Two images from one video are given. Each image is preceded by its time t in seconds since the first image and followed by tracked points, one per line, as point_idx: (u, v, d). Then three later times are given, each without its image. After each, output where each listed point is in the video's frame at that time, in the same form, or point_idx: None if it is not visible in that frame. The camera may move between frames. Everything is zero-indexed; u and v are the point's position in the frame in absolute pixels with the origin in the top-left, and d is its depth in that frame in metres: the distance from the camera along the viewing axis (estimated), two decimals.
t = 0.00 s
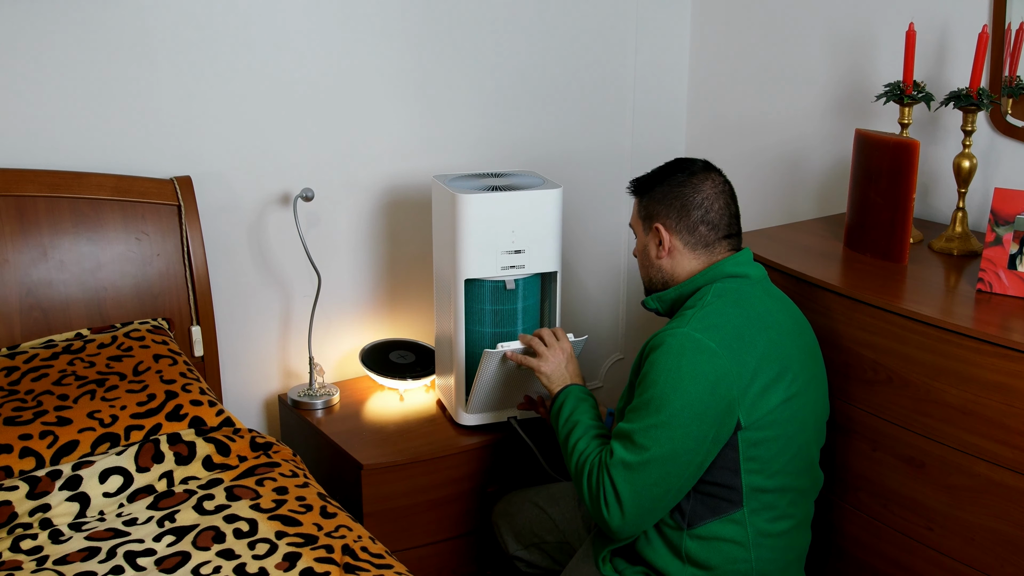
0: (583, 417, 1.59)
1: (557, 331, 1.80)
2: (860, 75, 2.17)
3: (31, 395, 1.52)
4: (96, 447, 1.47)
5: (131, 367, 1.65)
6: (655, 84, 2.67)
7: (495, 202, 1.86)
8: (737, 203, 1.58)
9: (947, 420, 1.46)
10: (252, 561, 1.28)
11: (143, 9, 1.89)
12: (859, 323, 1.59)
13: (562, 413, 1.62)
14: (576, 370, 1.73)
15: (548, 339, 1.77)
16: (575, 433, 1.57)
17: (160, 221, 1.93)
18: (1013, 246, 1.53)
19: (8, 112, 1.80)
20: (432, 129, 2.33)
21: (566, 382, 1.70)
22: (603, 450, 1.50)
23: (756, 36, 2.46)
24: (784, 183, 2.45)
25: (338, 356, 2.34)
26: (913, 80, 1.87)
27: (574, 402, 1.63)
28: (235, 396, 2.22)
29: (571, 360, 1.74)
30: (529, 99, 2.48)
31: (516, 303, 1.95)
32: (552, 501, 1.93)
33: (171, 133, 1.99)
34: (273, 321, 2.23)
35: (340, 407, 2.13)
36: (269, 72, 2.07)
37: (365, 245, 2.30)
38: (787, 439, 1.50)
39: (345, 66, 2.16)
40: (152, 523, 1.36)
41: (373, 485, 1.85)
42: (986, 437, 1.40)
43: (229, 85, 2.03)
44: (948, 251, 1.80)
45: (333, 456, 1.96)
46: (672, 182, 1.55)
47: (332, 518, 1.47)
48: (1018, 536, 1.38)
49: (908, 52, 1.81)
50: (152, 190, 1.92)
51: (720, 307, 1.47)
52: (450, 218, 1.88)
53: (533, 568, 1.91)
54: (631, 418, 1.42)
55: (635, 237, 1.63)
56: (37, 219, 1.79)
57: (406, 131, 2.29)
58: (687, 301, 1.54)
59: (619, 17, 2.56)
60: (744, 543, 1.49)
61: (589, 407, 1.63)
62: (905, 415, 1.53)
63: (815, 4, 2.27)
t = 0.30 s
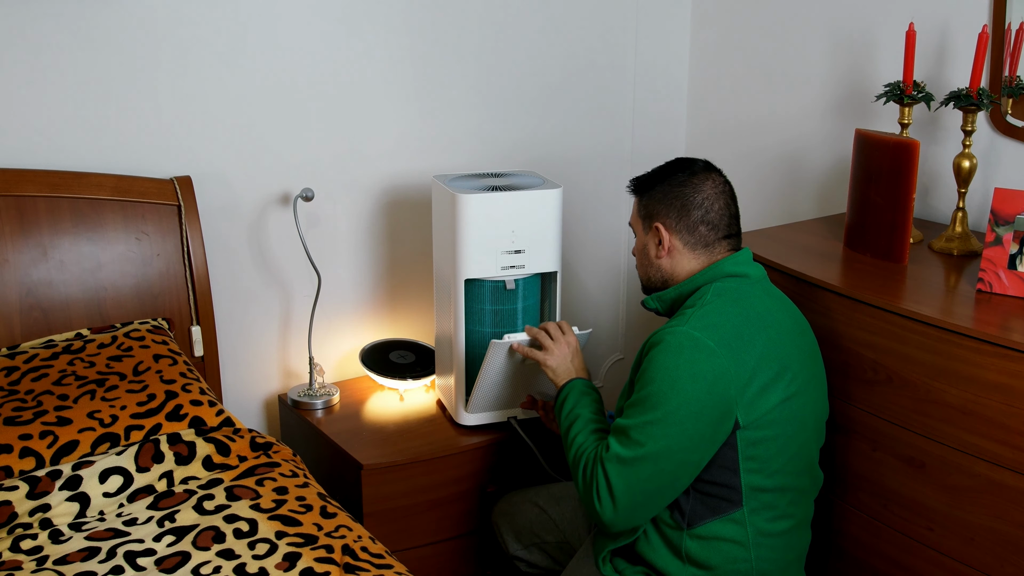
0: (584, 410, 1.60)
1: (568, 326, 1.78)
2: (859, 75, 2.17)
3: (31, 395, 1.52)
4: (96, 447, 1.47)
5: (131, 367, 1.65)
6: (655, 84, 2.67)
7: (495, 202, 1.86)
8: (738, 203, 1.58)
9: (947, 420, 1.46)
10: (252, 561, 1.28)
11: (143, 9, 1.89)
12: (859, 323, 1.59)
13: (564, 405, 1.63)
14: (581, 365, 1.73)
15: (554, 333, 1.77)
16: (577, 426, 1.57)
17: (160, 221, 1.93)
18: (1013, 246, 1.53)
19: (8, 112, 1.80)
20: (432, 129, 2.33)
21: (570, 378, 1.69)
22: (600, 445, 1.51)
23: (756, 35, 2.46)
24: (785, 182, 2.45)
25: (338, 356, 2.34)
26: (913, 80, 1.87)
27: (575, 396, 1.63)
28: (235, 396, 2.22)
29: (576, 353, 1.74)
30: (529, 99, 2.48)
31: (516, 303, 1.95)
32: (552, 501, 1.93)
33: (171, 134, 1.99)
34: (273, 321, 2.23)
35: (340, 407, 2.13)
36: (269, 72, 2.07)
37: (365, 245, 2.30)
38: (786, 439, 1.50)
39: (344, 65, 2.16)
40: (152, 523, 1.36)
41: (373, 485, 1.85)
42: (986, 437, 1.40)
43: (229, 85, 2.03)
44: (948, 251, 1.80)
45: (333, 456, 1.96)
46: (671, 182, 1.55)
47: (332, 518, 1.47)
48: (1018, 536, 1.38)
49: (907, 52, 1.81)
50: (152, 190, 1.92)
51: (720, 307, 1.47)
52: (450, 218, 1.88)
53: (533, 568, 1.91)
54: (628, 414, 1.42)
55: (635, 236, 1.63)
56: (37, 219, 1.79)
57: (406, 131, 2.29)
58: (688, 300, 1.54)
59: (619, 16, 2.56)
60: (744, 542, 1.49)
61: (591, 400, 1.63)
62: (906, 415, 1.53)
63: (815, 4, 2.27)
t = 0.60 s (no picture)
0: (568, 396, 1.62)
1: (554, 302, 1.83)
2: (859, 75, 2.17)
3: (31, 395, 1.52)
4: (96, 447, 1.47)
5: (131, 367, 1.65)
6: (655, 84, 2.67)
7: (495, 202, 1.86)
8: (743, 203, 1.58)
9: (947, 420, 1.46)
10: (252, 561, 1.28)
11: (142, 9, 1.89)
12: (859, 323, 1.59)
13: (547, 390, 1.66)
14: (566, 348, 1.76)
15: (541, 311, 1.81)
16: (559, 411, 1.60)
17: (160, 221, 1.93)
18: (1013, 246, 1.53)
19: (7, 112, 1.80)
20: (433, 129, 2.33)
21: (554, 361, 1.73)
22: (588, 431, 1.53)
23: (755, 35, 2.46)
24: (785, 183, 2.45)
25: (338, 356, 2.34)
26: (913, 80, 1.87)
27: (559, 381, 1.66)
28: (235, 396, 2.22)
29: (564, 339, 1.78)
30: (529, 100, 2.48)
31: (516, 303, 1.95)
32: (552, 502, 1.94)
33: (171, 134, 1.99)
34: (273, 321, 2.23)
35: (340, 407, 2.13)
36: (269, 72, 2.07)
37: (365, 245, 2.30)
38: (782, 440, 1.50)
39: (344, 66, 2.16)
40: (152, 523, 1.36)
41: (373, 485, 1.85)
42: (986, 437, 1.40)
43: (229, 85, 2.03)
44: (948, 251, 1.80)
45: (333, 456, 1.96)
46: (677, 183, 1.54)
47: (331, 518, 1.47)
48: (1018, 536, 1.38)
49: (907, 52, 1.81)
50: (153, 190, 1.92)
51: (721, 307, 1.46)
52: (450, 218, 1.88)
53: (534, 569, 1.91)
54: (619, 402, 1.44)
55: (638, 235, 1.62)
56: (37, 219, 1.79)
57: (406, 131, 2.29)
58: (689, 299, 1.54)
59: (618, 17, 2.56)
60: (744, 542, 1.48)
61: (574, 386, 1.66)
62: (906, 415, 1.53)
63: (815, 4, 2.27)
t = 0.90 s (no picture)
0: (554, 381, 1.67)
1: (534, 281, 1.90)
2: (859, 76, 2.17)
3: (31, 395, 1.52)
4: (96, 447, 1.47)
5: (131, 367, 1.65)
6: (655, 84, 2.67)
7: (495, 202, 1.86)
8: (752, 201, 1.58)
9: (947, 420, 1.46)
10: (252, 561, 1.28)
11: (142, 9, 1.89)
12: (859, 322, 1.59)
13: (533, 377, 1.71)
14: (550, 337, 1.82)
15: (525, 291, 1.88)
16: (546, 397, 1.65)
17: (160, 220, 1.93)
18: (1013, 246, 1.53)
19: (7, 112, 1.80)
20: (433, 129, 2.33)
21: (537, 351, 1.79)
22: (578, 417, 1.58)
23: (755, 36, 2.46)
24: (785, 183, 2.45)
25: (338, 356, 2.34)
26: (913, 80, 1.87)
27: (544, 368, 1.71)
28: (235, 396, 2.22)
29: (548, 327, 1.83)
30: (529, 100, 2.48)
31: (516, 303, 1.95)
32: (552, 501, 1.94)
33: (171, 134, 1.99)
34: (273, 321, 2.23)
35: (340, 407, 2.13)
36: (269, 73, 2.07)
37: (365, 245, 2.30)
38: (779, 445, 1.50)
39: (344, 66, 2.16)
40: (152, 523, 1.36)
41: (373, 485, 1.85)
42: (986, 437, 1.40)
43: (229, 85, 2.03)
44: (948, 251, 1.80)
45: (333, 456, 1.96)
46: (687, 186, 1.53)
47: (332, 518, 1.47)
48: (1018, 536, 1.38)
49: (907, 52, 1.81)
50: (153, 190, 1.92)
51: (723, 313, 1.46)
52: (451, 218, 1.88)
53: (534, 568, 1.91)
54: (613, 393, 1.48)
55: (647, 237, 1.62)
56: (37, 219, 1.79)
57: (406, 131, 2.29)
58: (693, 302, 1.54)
59: (618, 17, 2.56)
60: (742, 544, 1.48)
61: (558, 372, 1.71)
62: (906, 415, 1.53)
63: (815, 4, 2.27)
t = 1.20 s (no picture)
0: (554, 384, 1.68)
1: (523, 288, 1.91)
2: (859, 76, 2.17)
3: (31, 395, 1.52)
4: (96, 447, 1.47)
5: (131, 367, 1.65)
6: (655, 84, 2.67)
7: (495, 202, 1.86)
8: (751, 203, 1.57)
9: (947, 420, 1.46)
10: (252, 561, 1.28)
11: (141, 9, 1.89)
12: (859, 322, 1.59)
13: (534, 384, 1.72)
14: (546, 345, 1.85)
15: (514, 300, 1.89)
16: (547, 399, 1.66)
17: (160, 220, 1.93)
18: (1013, 246, 1.53)
19: (7, 112, 1.80)
20: (433, 129, 2.33)
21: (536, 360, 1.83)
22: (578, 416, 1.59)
23: (755, 36, 2.46)
24: (785, 182, 2.45)
25: (338, 356, 2.34)
26: (913, 80, 1.87)
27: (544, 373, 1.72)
28: (235, 396, 2.22)
29: (543, 336, 1.85)
30: (529, 100, 2.48)
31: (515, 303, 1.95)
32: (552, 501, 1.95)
33: (171, 134, 1.99)
34: (273, 321, 2.23)
35: (340, 407, 2.13)
36: (269, 73, 2.07)
37: (365, 245, 2.30)
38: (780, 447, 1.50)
39: (345, 66, 2.16)
40: (152, 523, 1.36)
41: (373, 485, 1.85)
42: (986, 437, 1.40)
43: (228, 85, 2.03)
44: (948, 251, 1.80)
45: (333, 456, 1.96)
46: (686, 189, 1.52)
47: (331, 518, 1.47)
48: (1018, 536, 1.38)
49: (907, 52, 1.81)
50: (153, 190, 1.92)
51: (722, 316, 1.46)
52: (450, 218, 1.88)
53: (534, 568, 1.91)
54: (613, 393, 1.49)
55: (646, 241, 1.61)
56: (37, 219, 1.79)
57: (406, 132, 2.29)
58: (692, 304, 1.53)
59: (618, 17, 2.56)
60: (743, 544, 1.48)
61: (557, 375, 1.71)
62: (905, 415, 1.53)
63: (815, 4, 2.27)
